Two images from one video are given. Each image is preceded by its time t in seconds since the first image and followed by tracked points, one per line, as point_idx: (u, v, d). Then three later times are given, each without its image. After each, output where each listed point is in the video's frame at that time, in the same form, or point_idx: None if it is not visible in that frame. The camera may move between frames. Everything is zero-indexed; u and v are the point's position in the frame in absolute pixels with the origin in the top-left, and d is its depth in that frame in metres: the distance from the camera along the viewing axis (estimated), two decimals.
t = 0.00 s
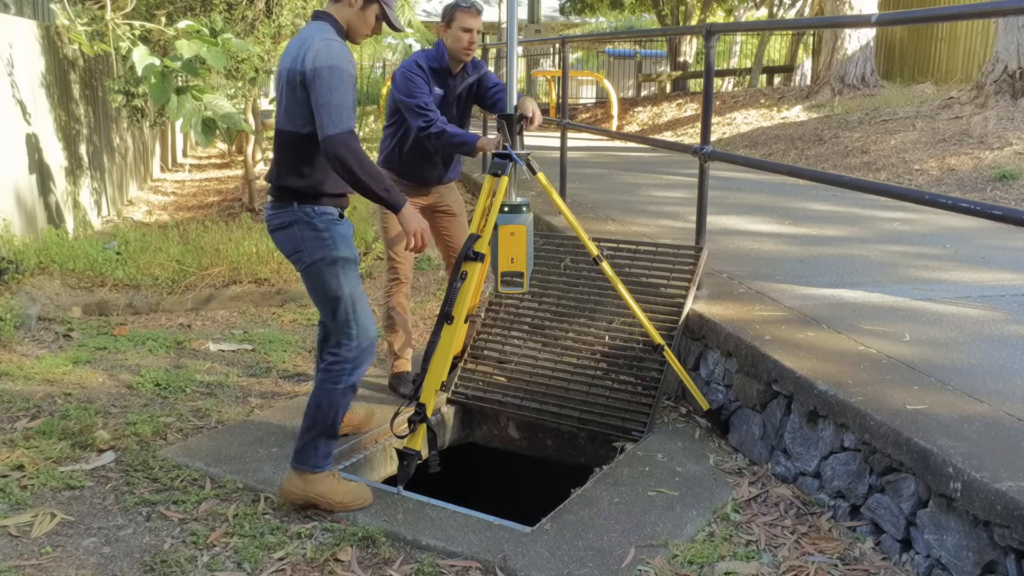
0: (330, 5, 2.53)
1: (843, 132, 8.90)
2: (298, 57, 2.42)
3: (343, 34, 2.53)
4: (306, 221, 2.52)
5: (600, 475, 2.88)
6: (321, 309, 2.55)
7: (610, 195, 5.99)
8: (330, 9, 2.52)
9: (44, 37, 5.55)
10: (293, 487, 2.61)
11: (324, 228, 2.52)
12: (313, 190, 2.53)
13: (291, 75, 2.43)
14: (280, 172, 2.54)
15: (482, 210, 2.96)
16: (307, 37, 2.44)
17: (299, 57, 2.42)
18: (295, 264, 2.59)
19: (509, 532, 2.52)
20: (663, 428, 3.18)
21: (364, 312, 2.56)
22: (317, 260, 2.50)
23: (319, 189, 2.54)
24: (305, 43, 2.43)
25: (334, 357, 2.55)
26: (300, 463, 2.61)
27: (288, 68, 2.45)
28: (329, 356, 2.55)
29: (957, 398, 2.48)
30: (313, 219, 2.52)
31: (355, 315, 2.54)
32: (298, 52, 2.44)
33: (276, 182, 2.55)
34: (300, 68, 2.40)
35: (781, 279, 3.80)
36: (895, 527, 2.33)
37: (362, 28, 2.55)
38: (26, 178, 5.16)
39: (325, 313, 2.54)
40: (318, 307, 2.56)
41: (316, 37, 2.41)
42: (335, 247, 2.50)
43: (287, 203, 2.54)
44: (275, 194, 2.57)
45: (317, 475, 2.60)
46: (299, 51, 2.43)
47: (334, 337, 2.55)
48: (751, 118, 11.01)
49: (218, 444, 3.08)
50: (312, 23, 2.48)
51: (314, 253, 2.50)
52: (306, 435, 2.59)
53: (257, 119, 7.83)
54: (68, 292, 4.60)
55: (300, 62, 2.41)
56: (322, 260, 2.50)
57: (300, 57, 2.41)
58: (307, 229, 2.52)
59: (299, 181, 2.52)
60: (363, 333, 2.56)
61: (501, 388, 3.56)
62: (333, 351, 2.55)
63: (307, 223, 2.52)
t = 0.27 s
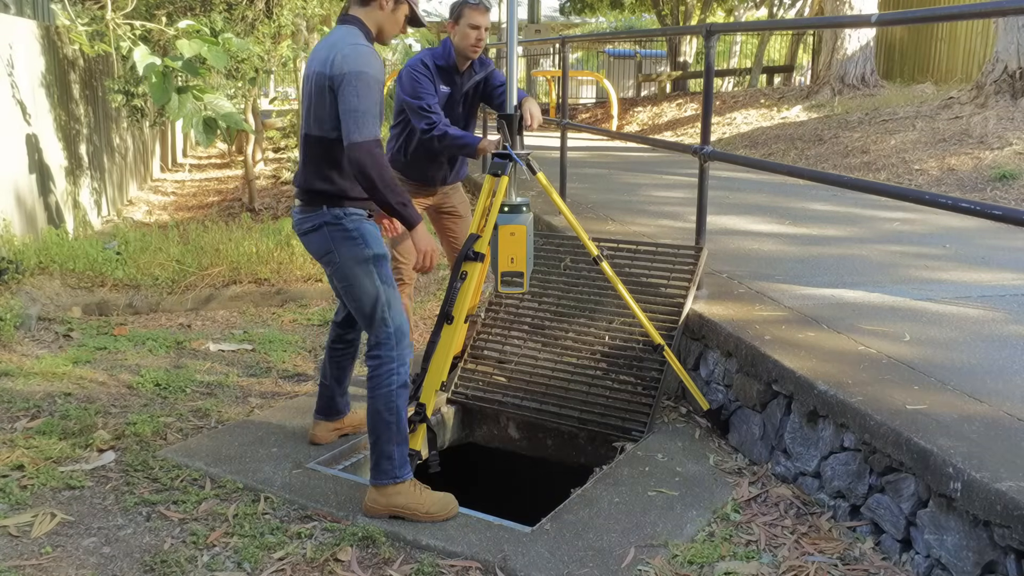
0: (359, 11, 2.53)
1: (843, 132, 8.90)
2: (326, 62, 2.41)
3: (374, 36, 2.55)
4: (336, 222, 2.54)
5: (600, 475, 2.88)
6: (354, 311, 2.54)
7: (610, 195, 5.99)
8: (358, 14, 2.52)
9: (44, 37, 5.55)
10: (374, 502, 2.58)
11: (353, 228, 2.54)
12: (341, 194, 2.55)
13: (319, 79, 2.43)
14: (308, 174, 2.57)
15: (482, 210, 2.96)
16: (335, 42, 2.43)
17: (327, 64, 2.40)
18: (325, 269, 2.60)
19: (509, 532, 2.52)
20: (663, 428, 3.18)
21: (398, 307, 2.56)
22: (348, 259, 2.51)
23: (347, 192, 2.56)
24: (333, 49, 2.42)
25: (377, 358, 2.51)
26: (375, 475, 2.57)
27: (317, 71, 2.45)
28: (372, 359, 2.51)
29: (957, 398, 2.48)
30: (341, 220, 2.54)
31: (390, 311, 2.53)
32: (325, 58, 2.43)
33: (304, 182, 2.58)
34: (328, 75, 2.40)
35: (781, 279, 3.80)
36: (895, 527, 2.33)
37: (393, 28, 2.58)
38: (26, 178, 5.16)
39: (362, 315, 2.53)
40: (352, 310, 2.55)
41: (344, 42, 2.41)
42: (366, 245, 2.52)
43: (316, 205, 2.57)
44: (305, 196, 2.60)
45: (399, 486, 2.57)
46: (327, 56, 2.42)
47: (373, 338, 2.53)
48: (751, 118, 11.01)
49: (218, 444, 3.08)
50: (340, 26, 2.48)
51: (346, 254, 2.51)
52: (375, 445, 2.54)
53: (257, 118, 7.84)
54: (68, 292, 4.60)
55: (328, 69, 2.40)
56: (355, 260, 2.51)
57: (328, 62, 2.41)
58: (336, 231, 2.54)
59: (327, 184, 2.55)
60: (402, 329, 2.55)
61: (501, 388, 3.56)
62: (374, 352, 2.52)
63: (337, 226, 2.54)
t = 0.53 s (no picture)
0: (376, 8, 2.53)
1: (843, 132, 8.90)
2: (357, 65, 2.40)
3: (394, 32, 2.57)
4: (361, 221, 2.52)
5: (600, 474, 2.88)
6: (370, 312, 2.54)
7: (610, 195, 5.99)
8: (377, 11, 2.52)
9: (44, 38, 5.55)
10: (374, 502, 2.58)
11: (377, 229, 2.52)
12: (368, 195, 2.53)
13: (349, 82, 2.41)
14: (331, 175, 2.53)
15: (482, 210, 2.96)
16: (363, 44, 2.41)
17: (360, 66, 2.39)
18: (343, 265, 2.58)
19: (509, 532, 2.52)
20: (663, 428, 3.18)
21: (414, 313, 2.56)
22: (370, 259, 2.50)
23: (373, 193, 2.55)
24: (362, 50, 2.40)
25: (386, 359, 2.52)
26: (377, 475, 2.57)
27: (344, 73, 2.42)
28: (381, 359, 2.52)
29: (957, 397, 2.48)
30: (366, 220, 2.53)
31: (404, 314, 2.53)
32: (355, 60, 2.40)
33: (326, 184, 2.54)
34: (362, 77, 2.38)
35: (781, 279, 3.80)
36: (895, 527, 2.33)
37: (411, 21, 2.60)
38: (26, 179, 5.16)
39: (376, 314, 2.53)
40: (366, 308, 2.54)
41: (373, 44, 2.39)
42: (388, 246, 2.51)
43: (339, 203, 2.54)
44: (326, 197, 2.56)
45: (399, 487, 2.57)
46: (357, 58, 2.40)
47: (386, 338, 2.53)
48: (751, 118, 11.01)
49: (218, 444, 3.08)
50: (364, 27, 2.46)
51: (367, 253, 2.50)
52: (379, 444, 2.54)
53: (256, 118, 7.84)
54: (68, 292, 4.60)
55: (361, 72, 2.39)
56: (374, 259, 2.50)
57: (359, 65, 2.39)
58: (360, 230, 2.52)
59: (353, 186, 2.52)
60: (414, 333, 2.55)
61: (501, 388, 3.56)
62: (385, 353, 2.52)
63: (360, 224, 2.52)
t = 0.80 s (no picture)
0: (375, 7, 2.53)
1: (843, 132, 8.90)
2: (361, 63, 2.39)
3: (394, 31, 2.58)
4: (362, 219, 2.53)
5: (600, 474, 2.88)
6: (368, 309, 2.55)
7: (610, 195, 5.99)
8: (377, 10, 2.53)
9: (44, 38, 5.55)
10: (374, 502, 2.58)
11: (378, 226, 2.53)
12: (372, 190, 2.53)
13: (352, 80, 2.40)
14: (335, 172, 2.53)
15: (482, 210, 2.96)
16: (367, 44, 2.41)
17: (365, 65, 2.38)
18: (343, 261, 2.58)
19: (509, 532, 2.52)
20: (663, 428, 3.18)
21: (412, 312, 2.57)
22: (370, 256, 2.50)
23: (377, 190, 2.55)
24: (368, 50, 2.39)
25: (383, 356, 2.52)
26: (376, 473, 2.57)
27: (348, 73, 2.41)
28: (378, 356, 2.52)
29: (957, 398, 2.48)
30: (368, 217, 2.53)
31: (402, 311, 2.53)
32: (360, 59, 2.40)
33: (331, 181, 2.53)
34: (368, 76, 2.39)
35: (781, 279, 3.80)
36: (895, 527, 2.33)
37: (411, 19, 2.60)
38: (26, 179, 5.16)
39: (374, 311, 2.53)
40: (364, 305, 2.54)
41: (377, 43, 2.39)
42: (387, 243, 2.51)
43: (341, 200, 2.54)
44: (330, 195, 2.55)
45: (398, 486, 2.57)
46: (362, 58, 2.39)
47: (384, 335, 2.53)
48: (751, 118, 11.01)
49: (219, 444, 3.08)
50: (365, 26, 2.46)
51: (366, 249, 2.50)
52: (376, 442, 2.54)
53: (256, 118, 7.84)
54: (68, 292, 4.60)
55: (366, 70, 2.39)
56: (374, 256, 2.50)
57: (364, 65, 2.39)
58: (361, 227, 2.52)
59: (358, 182, 2.52)
60: (410, 332, 2.55)
61: (500, 388, 3.56)
62: (382, 350, 2.52)
63: (361, 220, 2.53)
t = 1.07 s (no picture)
0: (375, 7, 2.53)
1: (843, 132, 8.90)
2: (361, 59, 2.40)
3: (394, 31, 2.58)
4: (363, 218, 2.52)
5: (599, 474, 2.88)
6: (367, 309, 2.54)
7: (610, 195, 5.99)
8: (377, 10, 2.53)
9: (44, 38, 5.55)
10: (374, 502, 2.58)
11: (378, 226, 2.53)
12: (373, 186, 2.52)
13: (351, 77, 2.41)
14: (336, 170, 2.53)
15: (482, 210, 2.96)
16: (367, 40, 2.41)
17: (366, 60, 2.39)
18: (343, 261, 2.58)
19: (509, 532, 2.52)
20: (663, 428, 3.18)
21: (411, 313, 2.57)
22: (370, 256, 2.50)
23: (379, 188, 2.55)
24: (368, 46, 2.40)
25: (382, 356, 2.52)
26: (376, 473, 2.57)
27: (348, 71, 2.41)
28: (377, 356, 2.52)
29: (957, 398, 2.48)
30: (368, 216, 2.53)
31: (401, 312, 2.53)
32: (360, 55, 2.40)
33: (334, 180, 2.53)
34: (369, 72, 2.39)
35: (781, 279, 3.80)
36: (895, 527, 2.33)
37: (411, 20, 2.60)
38: (26, 179, 5.16)
39: (373, 311, 2.53)
40: (364, 305, 2.54)
41: (376, 40, 2.40)
42: (387, 243, 2.51)
43: (342, 198, 2.54)
44: (331, 194, 2.55)
45: (398, 486, 2.57)
46: (363, 55, 2.40)
47: (383, 336, 2.53)
48: (751, 118, 11.01)
49: (219, 444, 3.08)
50: (365, 25, 2.47)
51: (367, 249, 2.50)
52: (376, 442, 2.54)
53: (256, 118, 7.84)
54: (68, 292, 4.60)
55: (367, 66, 2.39)
56: (374, 256, 2.50)
57: (363, 62, 2.39)
58: (362, 226, 2.52)
59: (359, 179, 2.52)
60: (408, 332, 2.55)
61: (500, 388, 3.56)
62: (381, 351, 2.52)
63: (361, 219, 2.52)
